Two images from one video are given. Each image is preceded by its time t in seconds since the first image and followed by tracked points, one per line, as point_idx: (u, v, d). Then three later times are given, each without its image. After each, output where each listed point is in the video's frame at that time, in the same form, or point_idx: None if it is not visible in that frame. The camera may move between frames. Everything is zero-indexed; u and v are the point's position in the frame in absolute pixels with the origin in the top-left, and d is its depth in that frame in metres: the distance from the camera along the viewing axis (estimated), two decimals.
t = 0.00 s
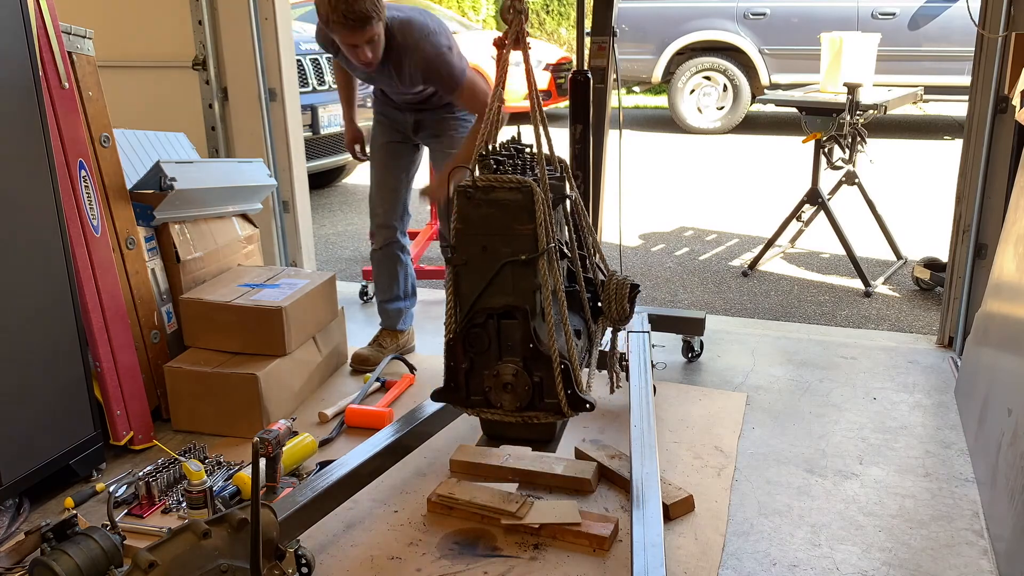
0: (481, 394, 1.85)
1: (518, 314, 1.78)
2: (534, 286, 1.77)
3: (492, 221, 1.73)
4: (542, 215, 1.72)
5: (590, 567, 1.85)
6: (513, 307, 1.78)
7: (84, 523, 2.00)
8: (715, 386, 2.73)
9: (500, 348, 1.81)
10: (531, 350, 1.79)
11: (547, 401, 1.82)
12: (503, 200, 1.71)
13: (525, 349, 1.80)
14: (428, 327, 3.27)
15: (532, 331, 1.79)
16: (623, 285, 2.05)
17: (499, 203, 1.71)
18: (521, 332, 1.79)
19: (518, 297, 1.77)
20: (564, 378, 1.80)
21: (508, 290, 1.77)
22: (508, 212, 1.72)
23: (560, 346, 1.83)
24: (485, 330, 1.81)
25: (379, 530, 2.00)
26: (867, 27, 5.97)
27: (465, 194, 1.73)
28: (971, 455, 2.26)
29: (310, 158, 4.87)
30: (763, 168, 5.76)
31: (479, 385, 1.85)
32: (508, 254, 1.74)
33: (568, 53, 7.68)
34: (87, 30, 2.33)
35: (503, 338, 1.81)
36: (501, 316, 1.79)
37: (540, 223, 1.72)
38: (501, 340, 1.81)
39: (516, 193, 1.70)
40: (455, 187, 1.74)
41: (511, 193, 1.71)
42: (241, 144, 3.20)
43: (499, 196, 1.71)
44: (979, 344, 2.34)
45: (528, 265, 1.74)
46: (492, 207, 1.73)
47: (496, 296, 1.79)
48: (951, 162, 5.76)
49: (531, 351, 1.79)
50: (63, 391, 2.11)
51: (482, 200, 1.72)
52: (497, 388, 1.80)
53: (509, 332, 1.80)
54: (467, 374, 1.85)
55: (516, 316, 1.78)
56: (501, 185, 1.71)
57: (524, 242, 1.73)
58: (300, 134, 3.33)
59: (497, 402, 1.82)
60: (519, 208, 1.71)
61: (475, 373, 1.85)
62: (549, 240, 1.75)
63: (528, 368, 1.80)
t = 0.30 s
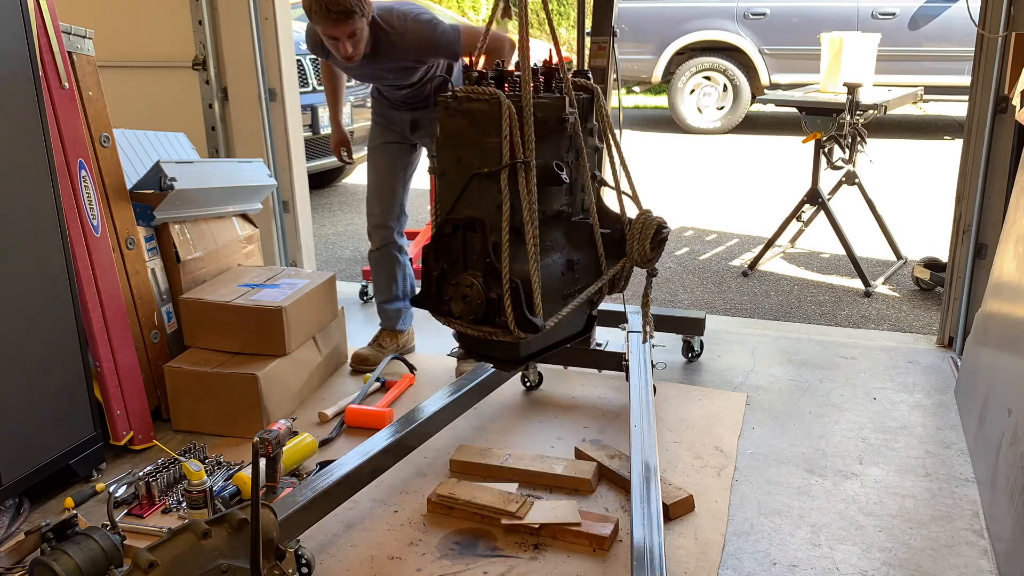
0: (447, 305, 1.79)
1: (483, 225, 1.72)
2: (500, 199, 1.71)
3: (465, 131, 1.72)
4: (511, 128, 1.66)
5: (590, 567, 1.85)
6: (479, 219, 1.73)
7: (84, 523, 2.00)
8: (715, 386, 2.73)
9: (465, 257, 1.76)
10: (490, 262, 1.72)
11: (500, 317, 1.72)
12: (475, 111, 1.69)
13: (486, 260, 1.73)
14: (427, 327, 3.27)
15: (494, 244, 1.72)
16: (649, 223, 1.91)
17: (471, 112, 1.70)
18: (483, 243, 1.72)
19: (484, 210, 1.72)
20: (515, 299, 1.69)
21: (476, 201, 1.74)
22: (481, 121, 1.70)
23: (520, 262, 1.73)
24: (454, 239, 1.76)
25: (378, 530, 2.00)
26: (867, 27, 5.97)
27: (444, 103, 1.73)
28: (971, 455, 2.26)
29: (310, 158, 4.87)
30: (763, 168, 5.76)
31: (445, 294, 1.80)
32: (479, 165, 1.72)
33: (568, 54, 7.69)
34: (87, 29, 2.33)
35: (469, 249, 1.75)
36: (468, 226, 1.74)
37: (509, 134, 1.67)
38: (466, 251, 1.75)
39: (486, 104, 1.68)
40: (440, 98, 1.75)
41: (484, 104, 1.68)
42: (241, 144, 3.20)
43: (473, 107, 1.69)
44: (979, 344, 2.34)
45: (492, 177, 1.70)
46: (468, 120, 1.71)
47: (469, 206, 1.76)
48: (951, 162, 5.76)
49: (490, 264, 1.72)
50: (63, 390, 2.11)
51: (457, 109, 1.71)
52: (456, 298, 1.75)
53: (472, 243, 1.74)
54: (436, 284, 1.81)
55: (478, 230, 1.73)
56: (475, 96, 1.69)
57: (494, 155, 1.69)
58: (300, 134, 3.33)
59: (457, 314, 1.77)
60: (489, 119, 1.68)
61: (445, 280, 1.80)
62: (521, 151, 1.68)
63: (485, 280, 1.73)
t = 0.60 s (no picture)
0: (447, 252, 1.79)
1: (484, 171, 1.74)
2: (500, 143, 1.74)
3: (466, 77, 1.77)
4: (508, 72, 1.68)
5: (591, 568, 1.85)
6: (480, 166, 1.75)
7: (84, 524, 2.00)
8: (715, 387, 2.73)
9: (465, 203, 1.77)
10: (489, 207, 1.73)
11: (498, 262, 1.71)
12: (475, 56, 1.73)
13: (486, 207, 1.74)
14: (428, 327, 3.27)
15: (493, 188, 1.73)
16: (654, 180, 1.92)
17: (472, 59, 1.74)
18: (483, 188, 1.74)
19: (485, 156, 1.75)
20: (509, 244, 1.68)
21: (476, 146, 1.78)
22: (482, 68, 1.74)
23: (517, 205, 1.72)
24: (455, 185, 1.78)
25: (378, 530, 2.00)
26: (867, 27, 5.98)
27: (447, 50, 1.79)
28: (971, 455, 2.26)
29: (310, 158, 4.87)
30: (763, 168, 5.76)
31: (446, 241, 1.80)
32: (478, 110, 1.77)
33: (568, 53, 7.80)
34: (87, 29, 2.33)
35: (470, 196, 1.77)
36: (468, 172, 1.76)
37: (508, 79, 1.69)
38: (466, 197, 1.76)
39: (486, 50, 1.72)
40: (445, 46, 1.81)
41: (483, 49, 1.73)
42: (241, 144, 3.20)
43: (473, 54, 1.73)
44: (979, 344, 2.34)
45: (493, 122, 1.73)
46: (471, 69, 1.75)
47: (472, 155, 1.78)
48: (951, 162, 5.76)
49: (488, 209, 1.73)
50: (63, 390, 2.11)
51: (460, 55, 1.76)
52: (454, 244, 1.74)
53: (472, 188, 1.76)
54: (439, 232, 1.82)
55: (475, 174, 1.75)
56: (476, 42, 1.73)
57: (493, 101, 1.73)
58: (300, 134, 3.33)
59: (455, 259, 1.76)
60: (488, 64, 1.72)
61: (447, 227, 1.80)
62: (521, 98, 1.69)
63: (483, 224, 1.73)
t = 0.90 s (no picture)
0: (471, 244, 1.82)
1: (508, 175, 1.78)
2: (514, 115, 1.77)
3: (484, 72, 1.76)
4: (533, 65, 1.71)
5: (591, 568, 1.85)
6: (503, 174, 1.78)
7: (84, 524, 2.00)
8: (716, 387, 2.73)
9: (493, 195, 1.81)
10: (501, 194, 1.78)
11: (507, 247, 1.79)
12: (497, 50, 1.74)
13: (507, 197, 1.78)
14: (427, 327, 3.27)
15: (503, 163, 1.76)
16: (649, 168, 2.03)
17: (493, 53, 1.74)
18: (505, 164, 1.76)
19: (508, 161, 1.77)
20: (544, 229, 1.75)
21: (500, 137, 1.77)
22: (503, 66, 1.75)
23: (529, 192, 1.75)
24: (479, 178, 1.80)
25: (378, 530, 2.00)
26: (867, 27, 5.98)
27: (463, 45, 1.77)
28: (971, 455, 2.26)
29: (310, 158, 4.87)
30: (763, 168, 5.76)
31: (467, 232, 1.83)
32: (501, 102, 1.75)
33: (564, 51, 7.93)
34: (87, 29, 2.33)
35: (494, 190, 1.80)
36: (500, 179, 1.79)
37: (532, 73, 1.72)
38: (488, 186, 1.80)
39: (507, 43, 1.72)
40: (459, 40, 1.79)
41: (504, 43, 1.73)
42: (241, 144, 3.20)
43: (493, 47, 1.74)
44: (979, 344, 2.34)
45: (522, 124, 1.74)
46: (491, 61, 1.76)
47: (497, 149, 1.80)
48: (951, 162, 5.76)
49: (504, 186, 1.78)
50: (63, 390, 2.11)
51: (479, 50, 1.76)
52: (483, 234, 1.79)
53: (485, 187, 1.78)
54: (459, 226, 1.84)
55: (503, 166, 1.77)
56: (496, 36, 1.73)
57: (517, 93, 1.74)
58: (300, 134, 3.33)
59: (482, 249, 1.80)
60: (509, 58, 1.72)
61: (464, 220, 1.83)
62: (544, 90, 1.73)
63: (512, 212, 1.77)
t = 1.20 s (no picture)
0: (484, 223, 1.96)
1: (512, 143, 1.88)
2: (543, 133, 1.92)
3: (498, 71, 1.91)
4: (538, 66, 1.84)
5: (591, 568, 1.85)
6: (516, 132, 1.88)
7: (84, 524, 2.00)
8: (716, 387, 2.73)
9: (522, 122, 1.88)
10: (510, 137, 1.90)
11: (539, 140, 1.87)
12: (507, 52, 1.89)
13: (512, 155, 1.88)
14: (427, 327, 3.27)
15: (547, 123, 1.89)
16: (655, 156, 2.16)
17: (504, 54, 1.89)
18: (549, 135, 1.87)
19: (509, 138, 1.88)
20: (545, 216, 1.87)
21: (509, 129, 1.91)
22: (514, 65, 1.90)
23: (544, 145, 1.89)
24: (489, 166, 1.91)
25: (378, 530, 2.00)
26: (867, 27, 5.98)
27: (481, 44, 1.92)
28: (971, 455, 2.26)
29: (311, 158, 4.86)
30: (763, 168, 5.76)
31: (482, 214, 1.96)
32: (511, 99, 1.90)
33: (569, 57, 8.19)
34: (87, 29, 2.33)
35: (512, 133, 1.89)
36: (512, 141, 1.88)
37: (538, 72, 1.85)
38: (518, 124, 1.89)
39: (516, 45, 1.86)
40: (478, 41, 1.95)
41: (514, 45, 1.87)
42: (241, 144, 3.20)
43: (504, 49, 1.89)
44: (979, 344, 2.34)
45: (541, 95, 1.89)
46: (503, 61, 1.90)
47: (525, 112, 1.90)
48: (951, 162, 5.76)
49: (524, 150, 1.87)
50: (62, 390, 2.11)
51: (491, 50, 1.91)
52: (492, 218, 1.92)
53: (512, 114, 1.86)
54: (475, 207, 1.97)
55: (511, 156, 1.89)
56: (506, 38, 1.88)
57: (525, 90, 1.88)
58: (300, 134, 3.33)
59: (492, 230, 1.94)
60: (518, 59, 1.87)
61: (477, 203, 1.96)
62: (549, 87, 1.86)
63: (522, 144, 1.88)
